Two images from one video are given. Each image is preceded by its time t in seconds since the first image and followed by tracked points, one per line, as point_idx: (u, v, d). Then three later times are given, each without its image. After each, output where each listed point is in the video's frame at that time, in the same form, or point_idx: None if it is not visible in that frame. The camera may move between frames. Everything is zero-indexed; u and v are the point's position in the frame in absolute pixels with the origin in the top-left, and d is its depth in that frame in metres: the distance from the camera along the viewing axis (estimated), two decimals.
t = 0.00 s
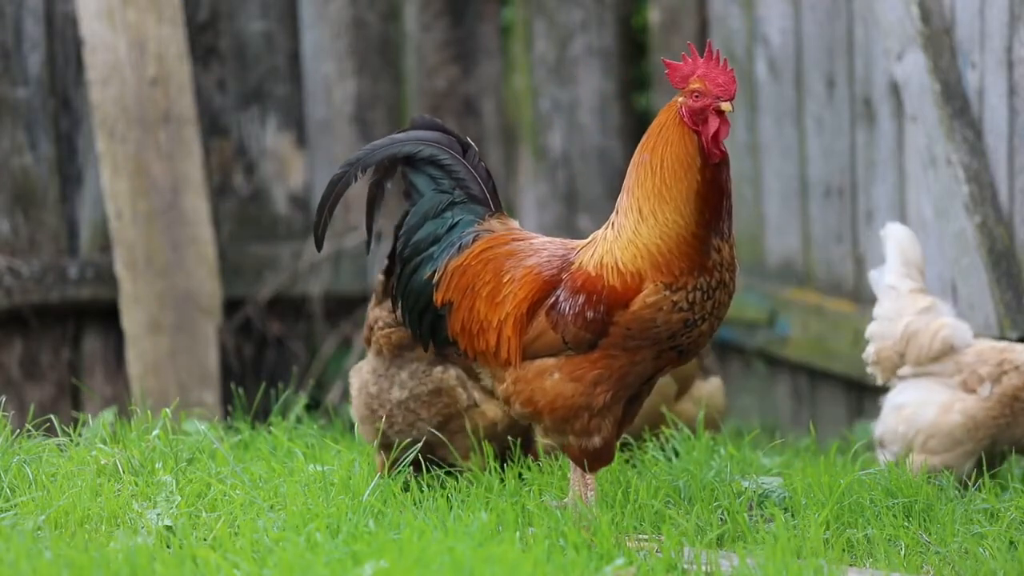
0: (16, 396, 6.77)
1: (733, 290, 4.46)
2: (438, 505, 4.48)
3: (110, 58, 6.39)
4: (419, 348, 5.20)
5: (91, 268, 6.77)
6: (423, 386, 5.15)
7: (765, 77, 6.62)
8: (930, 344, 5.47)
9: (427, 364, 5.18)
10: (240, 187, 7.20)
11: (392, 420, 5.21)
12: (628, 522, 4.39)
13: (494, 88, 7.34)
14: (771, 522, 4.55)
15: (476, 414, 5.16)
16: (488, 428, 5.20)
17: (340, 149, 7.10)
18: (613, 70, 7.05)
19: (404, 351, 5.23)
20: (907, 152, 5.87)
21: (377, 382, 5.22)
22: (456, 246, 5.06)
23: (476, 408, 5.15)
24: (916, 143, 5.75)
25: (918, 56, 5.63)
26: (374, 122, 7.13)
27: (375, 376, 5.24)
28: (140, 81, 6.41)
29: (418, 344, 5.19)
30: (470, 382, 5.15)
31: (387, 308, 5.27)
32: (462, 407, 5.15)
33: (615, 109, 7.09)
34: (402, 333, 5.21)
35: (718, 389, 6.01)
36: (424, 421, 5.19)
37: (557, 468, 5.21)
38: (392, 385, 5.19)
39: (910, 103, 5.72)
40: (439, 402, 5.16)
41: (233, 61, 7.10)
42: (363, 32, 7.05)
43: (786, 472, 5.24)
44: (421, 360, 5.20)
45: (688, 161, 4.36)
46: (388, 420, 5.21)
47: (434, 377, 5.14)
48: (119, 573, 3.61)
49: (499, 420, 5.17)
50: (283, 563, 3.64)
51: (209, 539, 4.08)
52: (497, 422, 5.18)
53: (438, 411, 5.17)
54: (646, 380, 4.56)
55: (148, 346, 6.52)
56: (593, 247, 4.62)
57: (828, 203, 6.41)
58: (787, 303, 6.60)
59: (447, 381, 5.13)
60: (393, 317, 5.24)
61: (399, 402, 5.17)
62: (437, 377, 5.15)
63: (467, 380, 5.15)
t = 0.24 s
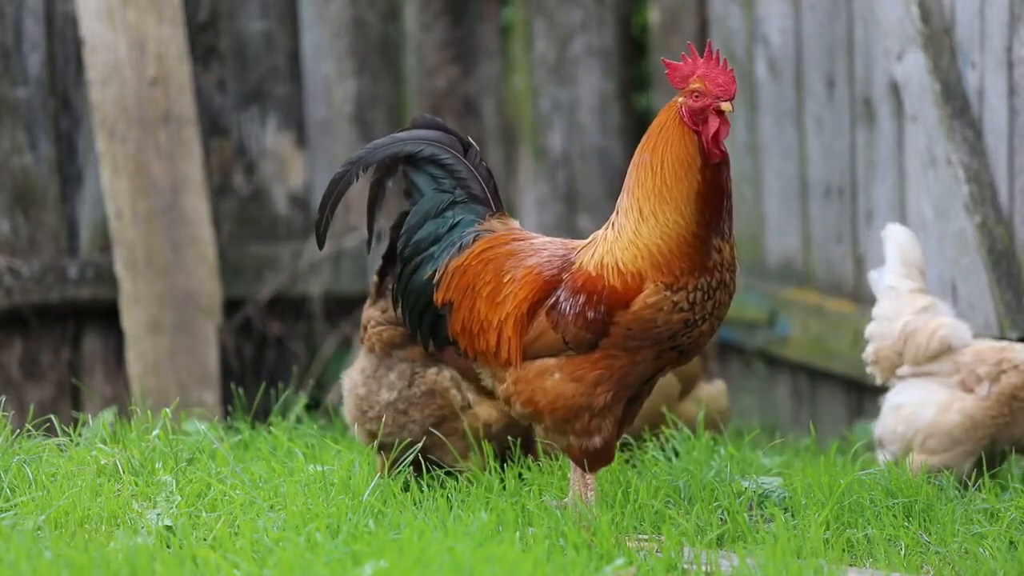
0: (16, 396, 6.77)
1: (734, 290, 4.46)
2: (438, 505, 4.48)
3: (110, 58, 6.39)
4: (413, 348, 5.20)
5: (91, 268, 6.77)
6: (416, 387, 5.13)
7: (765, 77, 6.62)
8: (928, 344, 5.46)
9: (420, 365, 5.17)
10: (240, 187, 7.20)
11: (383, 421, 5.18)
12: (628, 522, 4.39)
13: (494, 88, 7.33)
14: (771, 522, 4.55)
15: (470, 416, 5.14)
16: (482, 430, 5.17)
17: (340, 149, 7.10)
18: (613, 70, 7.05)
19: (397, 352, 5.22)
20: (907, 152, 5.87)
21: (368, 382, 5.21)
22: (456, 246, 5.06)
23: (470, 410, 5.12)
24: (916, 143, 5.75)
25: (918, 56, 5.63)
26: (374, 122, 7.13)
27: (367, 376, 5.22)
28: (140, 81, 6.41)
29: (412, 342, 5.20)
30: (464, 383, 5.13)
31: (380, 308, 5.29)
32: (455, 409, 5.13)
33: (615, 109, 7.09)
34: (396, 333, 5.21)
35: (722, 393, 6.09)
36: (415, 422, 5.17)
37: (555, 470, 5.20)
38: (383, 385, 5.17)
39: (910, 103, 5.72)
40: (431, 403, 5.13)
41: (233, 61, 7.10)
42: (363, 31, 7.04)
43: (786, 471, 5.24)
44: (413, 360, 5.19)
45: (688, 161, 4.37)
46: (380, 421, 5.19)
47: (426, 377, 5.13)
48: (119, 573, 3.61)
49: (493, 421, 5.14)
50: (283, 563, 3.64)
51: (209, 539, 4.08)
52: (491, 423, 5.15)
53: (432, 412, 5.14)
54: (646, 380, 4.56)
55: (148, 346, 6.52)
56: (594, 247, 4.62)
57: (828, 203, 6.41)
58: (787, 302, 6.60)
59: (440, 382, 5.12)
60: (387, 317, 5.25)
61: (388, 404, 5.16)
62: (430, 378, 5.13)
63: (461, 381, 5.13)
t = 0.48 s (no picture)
0: (16, 396, 6.77)
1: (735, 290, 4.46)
2: (438, 505, 4.48)
3: (110, 58, 6.39)
4: (410, 350, 5.22)
5: (91, 268, 6.77)
6: (412, 388, 5.15)
7: (765, 77, 6.62)
8: (925, 344, 5.46)
9: (416, 366, 5.19)
10: (240, 187, 7.20)
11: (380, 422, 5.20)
12: (628, 522, 4.39)
13: (494, 88, 7.33)
14: (771, 522, 4.55)
15: (467, 416, 5.15)
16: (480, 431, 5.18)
17: (340, 149, 7.10)
18: (613, 70, 7.05)
19: (392, 354, 5.24)
20: (907, 152, 5.87)
21: (364, 384, 5.23)
22: (456, 246, 5.06)
23: (467, 410, 5.14)
24: (916, 143, 5.75)
25: (918, 56, 5.63)
26: (374, 122, 7.13)
27: (363, 377, 5.25)
28: (140, 81, 6.41)
29: (409, 344, 5.22)
30: (460, 383, 5.14)
31: (376, 307, 5.29)
32: (452, 409, 5.14)
33: (615, 109, 7.09)
34: (392, 334, 5.23)
35: (723, 393, 6.09)
36: (412, 424, 5.18)
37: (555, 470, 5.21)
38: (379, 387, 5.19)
39: (910, 103, 5.72)
40: (428, 405, 5.15)
41: (233, 61, 7.10)
42: (363, 31, 7.04)
43: (786, 471, 5.24)
44: (409, 362, 5.21)
45: (688, 161, 4.36)
46: (377, 423, 5.21)
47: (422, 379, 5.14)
48: (119, 573, 3.61)
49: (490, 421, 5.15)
50: (283, 563, 3.64)
51: (209, 539, 4.08)
52: (488, 423, 5.16)
53: (428, 413, 5.16)
54: (647, 380, 4.56)
55: (148, 346, 6.52)
56: (594, 247, 4.62)
57: (828, 203, 6.41)
58: (788, 302, 6.60)
59: (436, 383, 5.13)
60: (382, 318, 5.25)
61: (384, 406, 5.17)
62: (425, 379, 5.14)
63: (458, 381, 5.14)
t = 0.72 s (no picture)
0: (16, 396, 6.77)
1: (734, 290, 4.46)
2: (438, 505, 4.48)
3: (110, 58, 6.38)
4: (408, 352, 5.23)
5: (91, 268, 6.77)
6: (410, 390, 5.16)
7: (765, 77, 6.61)
8: (925, 344, 5.47)
9: (414, 368, 5.21)
10: (240, 187, 7.20)
11: (379, 426, 5.21)
12: (628, 522, 4.39)
13: (494, 88, 7.33)
14: (771, 522, 4.55)
15: (466, 417, 5.16)
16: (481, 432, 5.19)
17: (340, 149, 7.10)
18: (613, 70, 7.05)
19: (390, 357, 5.25)
20: (907, 152, 5.87)
21: (362, 388, 5.25)
22: (456, 247, 5.06)
23: (467, 411, 5.15)
24: (916, 143, 5.75)
25: (918, 56, 5.63)
26: (374, 122, 7.13)
27: (361, 381, 5.27)
28: (140, 81, 6.41)
29: (406, 347, 5.24)
30: (458, 384, 5.16)
31: (372, 309, 5.32)
32: (451, 411, 5.15)
33: (615, 109, 7.09)
34: (389, 337, 5.25)
35: (724, 394, 6.11)
36: (412, 426, 5.19)
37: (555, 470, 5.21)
38: (378, 390, 5.20)
39: (910, 103, 5.72)
40: (427, 407, 5.16)
41: (233, 61, 7.10)
42: (363, 31, 7.04)
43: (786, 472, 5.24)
44: (406, 365, 5.22)
45: (688, 161, 4.36)
46: (376, 427, 5.22)
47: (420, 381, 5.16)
48: (119, 573, 3.61)
49: (490, 420, 5.17)
50: (283, 563, 3.64)
51: (209, 539, 4.08)
52: (488, 423, 5.18)
53: (427, 416, 5.17)
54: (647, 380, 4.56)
55: (148, 346, 6.52)
56: (594, 247, 4.61)
57: (828, 203, 6.42)
58: (788, 302, 6.60)
59: (434, 384, 5.14)
60: (379, 321, 5.27)
61: (383, 409, 5.19)
62: (424, 381, 5.16)
63: (456, 382, 5.16)
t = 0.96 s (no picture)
0: (16, 396, 6.77)
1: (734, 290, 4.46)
2: (437, 506, 4.48)
3: (110, 58, 6.38)
4: (404, 354, 5.22)
5: (91, 268, 6.77)
6: (407, 392, 5.15)
7: (765, 77, 6.61)
8: (924, 345, 5.46)
9: (411, 370, 5.19)
10: (240, 187, 7.20)
11: (378, 427, 5.21)
12: (628, 523, 4.39)
13: (494, 88, 7.33)
14: (771, 522, 4.55)
15: (465, 417, 5.16)
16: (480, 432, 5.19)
17: (340, 149, 7.10)
18: (613, 70, 7.05)
19: (387, 359, 5.24)
20: (907, 153, 5.87)
21: (361, 390, 5.25)
22: (456, 247, 5.06)
23: (465, 412, 5.15)
24: (916, 143, 5.75)
25: (918, 56, 5.63)
26: (374, 122, 7.13)
27: (359, 383, 5.26)
28: (140, 81, 6.41)
29: (403, 349, 5.22)
30: (455, 385, 5.15)
31: (368, 313, 5.27)
32: (449, 411, 5.15)
33: (615, 108, 7.09)
34: (385, 340, 5.22)
35: (722, 394, 6.12)
36: (410, 428, 5.18)
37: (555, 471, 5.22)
38: (376, 392, 5.20)
39: (910, 103, 5.72)
40: (425, 408, 5.16)
41: (233, 61, 7.10)
42: (363, 31, 7.04)
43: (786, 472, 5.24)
44: (403, 366, 5.20)
45: (688, 161, 4.36)
46: (375, 428, 5.22)
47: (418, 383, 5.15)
48: (119, 573, 3.60)
49: (490, 420, 5.17)
50: (283, 563, 3.64)
51: (209, 539, 4.08)
52: (488, 423, 5.18)
53: (426, 417, 5.17)
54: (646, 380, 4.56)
55: (148, 346, 6.52)
56: (594, 247, 4.62)
57: (828, 203, 6.42)
58: (787, 302, 6.60)
59: (431, 385, 5.14)
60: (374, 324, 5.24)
61: (382, 411, 5.19)
62: (421, 383, 5.15)
63: (452, 383, 5.15)
